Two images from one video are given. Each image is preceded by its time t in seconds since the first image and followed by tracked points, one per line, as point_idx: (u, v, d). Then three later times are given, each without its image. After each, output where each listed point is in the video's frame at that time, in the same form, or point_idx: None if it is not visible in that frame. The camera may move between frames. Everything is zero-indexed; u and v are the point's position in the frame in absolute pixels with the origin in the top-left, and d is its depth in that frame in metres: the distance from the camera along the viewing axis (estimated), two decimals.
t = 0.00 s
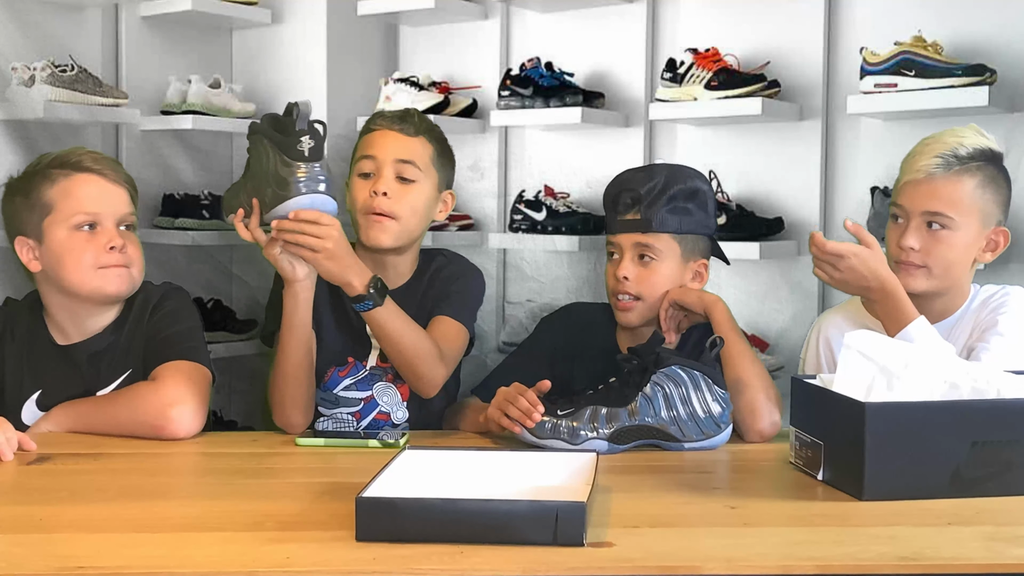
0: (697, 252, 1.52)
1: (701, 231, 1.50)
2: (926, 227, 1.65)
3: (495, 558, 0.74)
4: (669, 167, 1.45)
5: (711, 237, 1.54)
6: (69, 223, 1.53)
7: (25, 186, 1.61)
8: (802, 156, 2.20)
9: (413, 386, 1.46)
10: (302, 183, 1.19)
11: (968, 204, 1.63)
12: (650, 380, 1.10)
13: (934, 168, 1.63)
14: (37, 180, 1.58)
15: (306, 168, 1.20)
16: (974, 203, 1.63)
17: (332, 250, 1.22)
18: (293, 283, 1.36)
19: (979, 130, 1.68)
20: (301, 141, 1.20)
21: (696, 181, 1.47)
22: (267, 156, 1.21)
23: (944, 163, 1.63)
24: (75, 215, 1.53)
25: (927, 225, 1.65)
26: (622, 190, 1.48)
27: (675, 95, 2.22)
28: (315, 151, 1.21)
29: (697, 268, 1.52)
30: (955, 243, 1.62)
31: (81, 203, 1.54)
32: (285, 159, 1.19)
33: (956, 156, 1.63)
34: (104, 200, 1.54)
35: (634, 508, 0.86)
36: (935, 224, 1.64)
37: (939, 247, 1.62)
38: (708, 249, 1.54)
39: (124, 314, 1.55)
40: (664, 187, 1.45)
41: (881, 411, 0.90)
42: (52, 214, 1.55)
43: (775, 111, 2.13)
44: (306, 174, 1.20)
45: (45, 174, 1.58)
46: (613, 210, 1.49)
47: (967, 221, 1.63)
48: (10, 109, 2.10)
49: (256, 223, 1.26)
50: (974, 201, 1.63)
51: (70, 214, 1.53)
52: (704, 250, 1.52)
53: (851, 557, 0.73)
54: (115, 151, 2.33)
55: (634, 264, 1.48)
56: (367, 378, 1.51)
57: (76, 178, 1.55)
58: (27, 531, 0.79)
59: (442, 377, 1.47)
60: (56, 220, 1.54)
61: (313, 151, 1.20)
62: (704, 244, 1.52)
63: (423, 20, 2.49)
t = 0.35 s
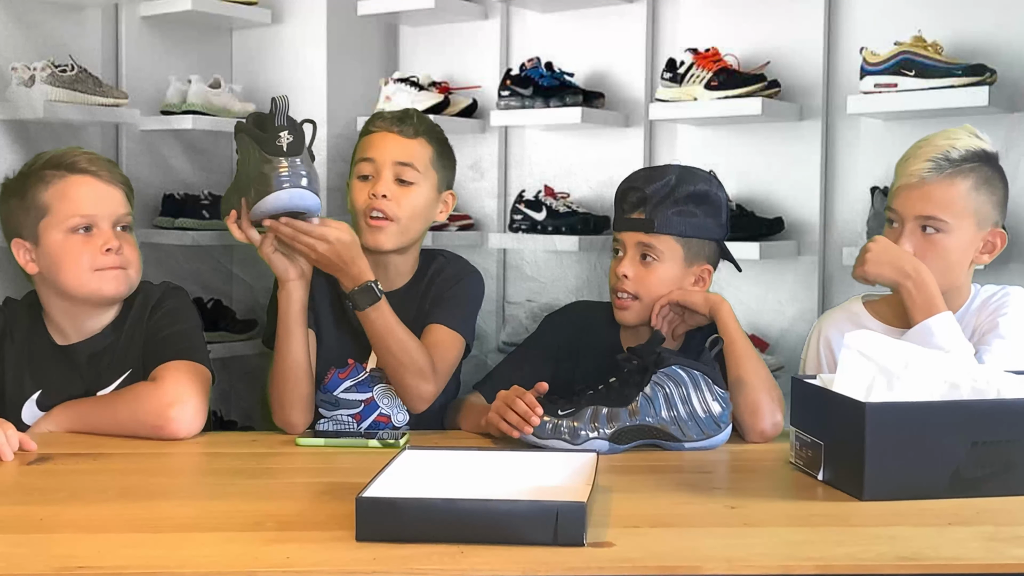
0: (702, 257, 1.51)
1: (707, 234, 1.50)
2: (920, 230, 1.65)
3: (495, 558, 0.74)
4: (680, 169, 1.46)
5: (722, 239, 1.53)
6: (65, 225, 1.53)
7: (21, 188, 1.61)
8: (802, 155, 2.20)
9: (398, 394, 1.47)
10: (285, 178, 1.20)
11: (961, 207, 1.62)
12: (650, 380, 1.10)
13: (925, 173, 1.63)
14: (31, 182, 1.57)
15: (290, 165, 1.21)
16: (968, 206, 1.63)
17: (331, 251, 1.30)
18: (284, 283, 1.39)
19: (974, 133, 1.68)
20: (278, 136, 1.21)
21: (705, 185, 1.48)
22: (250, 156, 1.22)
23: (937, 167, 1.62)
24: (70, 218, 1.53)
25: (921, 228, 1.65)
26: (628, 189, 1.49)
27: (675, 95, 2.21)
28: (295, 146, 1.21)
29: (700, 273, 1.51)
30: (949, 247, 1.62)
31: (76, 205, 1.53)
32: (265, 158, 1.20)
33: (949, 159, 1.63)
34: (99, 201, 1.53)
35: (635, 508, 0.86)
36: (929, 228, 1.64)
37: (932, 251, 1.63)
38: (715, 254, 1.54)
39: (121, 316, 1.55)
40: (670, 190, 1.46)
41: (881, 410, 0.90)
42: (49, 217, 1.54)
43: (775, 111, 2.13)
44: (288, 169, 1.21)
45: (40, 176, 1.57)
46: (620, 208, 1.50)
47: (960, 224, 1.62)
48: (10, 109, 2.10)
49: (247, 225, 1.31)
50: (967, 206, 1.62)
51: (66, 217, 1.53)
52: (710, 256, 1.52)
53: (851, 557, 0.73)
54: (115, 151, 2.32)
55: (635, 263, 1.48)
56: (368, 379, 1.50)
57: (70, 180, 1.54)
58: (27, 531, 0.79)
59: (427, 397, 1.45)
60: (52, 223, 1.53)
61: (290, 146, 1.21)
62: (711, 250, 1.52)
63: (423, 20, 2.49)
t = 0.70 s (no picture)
0: (701, 257, 1.51)
1: (705, 234, 1.50)
2: (916, 224, 1.67)
3: (495, 558, 0.74)
4: (675, 169, 1.47)
5: (721, 238, 1.53)
6: (60, 225, 1.55)
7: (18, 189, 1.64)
8: (802, 155, 2.20)
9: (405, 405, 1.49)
10: (277, 192, 1.25)
11: (956, 203, 1.63)
12: (650, 380, 1.10)
13: (923, 165, 1.67)
14: (28, 183, 1.61)
15: (283, 176, 1.25)
16: (965, 203, 1.63)
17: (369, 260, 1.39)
18: (275, 285, 1.38)
19: (978, 132, 1.71)
20: (275, 150, 1.25)
21: (702, 185, 1.48)
22: (245, 162, 1.27)
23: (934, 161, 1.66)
24: (67, 217, 1.56)
25: (917, 223, 1.67)
26: (627, 191, 1.49)
27: (675, 95, 2.23)
28: (289, 160, 1.26)
29: (700, 273, 1.51)
30: (947, 242, 1.63)
31: (73, 204, 1.56)
32: (259, 168, 1.24)
33: (947, 154, 1.66)
34: (96, 200, 1.56)
35: (635, 508, 0.86)
36: (925, 222, 1.66)
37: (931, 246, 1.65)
38: (715, 253, 1.54)
39: (119, 316, 1.54)
40: (665, 193, 1.46)
41: (882, 411, 0.90)
42: (46, 217, 1.57)
43: (775, 111, 2.13)
44: (281, 183, 1.26)
45: (37, 177, 1.61)
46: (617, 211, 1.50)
47: (955, 219, 1.63)
48: (10, 109, 2.11)
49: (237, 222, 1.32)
50: (964, 200, 1.63)
51: (63, 216, 1.56)
52: (710, 255, 1.52)
53: (851, 557, 0.73)
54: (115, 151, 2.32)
55: (635, 265, 1.48)
56: (373, 379, 1.53)
57: (66, 180, 1.58)
58: (27, 531, 0.79)
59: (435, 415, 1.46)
60: (49, 223, 1.56)
61: (285, 160, 1.25)
62: (711, 250, 1.52)
63: (423, 21, 2.49)
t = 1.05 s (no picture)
0: (701, 257, 1.51)
1: (704, 234, 1.50)
2: (911, 218, 1.68)
3: (495, 558, 0.74)
4: (673, 170, 1.48)
5: (720, 238, 1.53)
6: (55, 222, 1.58)
7: (12, 188, 1.66)
8: (801, 155, 2.19)
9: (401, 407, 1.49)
10: (276, 189, 1.28)
11: (951, 197, 1.64)
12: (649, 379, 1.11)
13: (921, 160, 1.69)
14: (23, 182, 1.63)
15: (282, 173, 1.29)
16: (960, 198, 1.64)
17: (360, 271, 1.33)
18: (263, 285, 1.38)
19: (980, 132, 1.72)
20: (276, 147, 1.28)
21: (699, 186, 1.48)
22: (240, 158, 1.29)
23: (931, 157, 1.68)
24: (62, 214, 1.58)
25: (912, 216, 1.68)
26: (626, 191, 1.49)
27: (675, 95, 2.24)
28: (289, 157, 1.29)
29: (700, 273, 1.51)
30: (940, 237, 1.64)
31: (67, 200, 1.59)
32: (259, 164, 1.27)
33: (944, 149, 1.68)
34: (90, 195, 1.59)
35: (635, 508, 0.86)
36: (919, 216, 1.67)
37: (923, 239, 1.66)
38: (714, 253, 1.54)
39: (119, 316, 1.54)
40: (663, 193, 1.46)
41: (881, 411, 0.90)
42: (40, 215, 1.59)
43: (775, 111, 2.13)
44: (280, 180, 1.29)
45: (32, 176, 1.64)
46: (615, 212, 1.50)
47: (950, 214, 1.64)
48: (10, 110, 2.12)
49: (227, 223, 1.32)
50: (959, 195, 1.64)
51: (57, 212, 1.58)
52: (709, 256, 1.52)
53: (851, 557, 0.73)
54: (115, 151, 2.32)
55: (635, 267, 1.48)
56: (373, 379, 1.53)
57: (60, 177, 1.61)
58: (27, 531, 0.79)
59: (431, 417, 1.47)
60: (43, 220, 1.58)
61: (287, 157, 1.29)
62: (710, 250, 1.52)
63: (424, 21, 2.49)
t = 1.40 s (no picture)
0: (700, 257, 1.51)
1: (704, 235, 1.50)
2: (922, 220, 1.69)
3: (495, 558, 0.74)
4: (672, 170, 1.47)
5: (721, 239, 1.53)
6: (51, 220, 1.59)
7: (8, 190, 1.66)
8: (801, 154, 2.19)
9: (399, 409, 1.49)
10: (267, 181, 1.28)
11: (962, 195, 1.66)
12: (649, 378, 1.11)
13: (932, 160, 1.69)
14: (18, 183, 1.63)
15: (274, 165, 1.29)
16: (970, 196, 1.66)
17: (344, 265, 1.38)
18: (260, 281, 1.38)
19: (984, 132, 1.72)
20: (267, 140, 1.28)
21: (699, 185, 1.48)
22: (233, 152, 1.29)
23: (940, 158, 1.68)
24: (59, 212, 1.59)
25: (924, 217, 1.69)
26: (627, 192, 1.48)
27: (675, 95, 2.23)
28: (281, 150, 1.29)
29: (700, 273, 1.51)
30: (950, 236, 1.66)
31: (63, 198, 1.60)
32: (250, 155, 1.27)
33: (952, 149, 1.68)
34: (86, 192, 1.61)
35: (635, 508, 0.86)
36: (931, 217, 1.68)
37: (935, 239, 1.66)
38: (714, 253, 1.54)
39: (120, 318, 1.54)
40: (663, 194, 1.46)
41: (882, 410, 0.90)
42: (37, 214, 1.60)
43: (775, 111, 2.13)
44: (272, 172, 1.28)
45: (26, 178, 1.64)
46: (615, 212, 1.50)
47: (961, 213, 1.66)
48: (10, 109, 2.11)
49: (225, 221, 1.33)
50: (968, 194, 1.66)
51: (54, 210, 1.59)
52: (709, 254, 1.52)
53: (852, 557, 0.73)
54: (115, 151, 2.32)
55: (635, 268, 1.48)
56: (374, 379, 1.54)
57: (56, 176, 1.62)
58: (28, 531, 0.79)
59: (429, 417, 1.48)
60: (40, 219, 1.59)
61: (277, 149, 1.29)
62: (710, 248, 1.52)
63: (424, 21, 2.49)
